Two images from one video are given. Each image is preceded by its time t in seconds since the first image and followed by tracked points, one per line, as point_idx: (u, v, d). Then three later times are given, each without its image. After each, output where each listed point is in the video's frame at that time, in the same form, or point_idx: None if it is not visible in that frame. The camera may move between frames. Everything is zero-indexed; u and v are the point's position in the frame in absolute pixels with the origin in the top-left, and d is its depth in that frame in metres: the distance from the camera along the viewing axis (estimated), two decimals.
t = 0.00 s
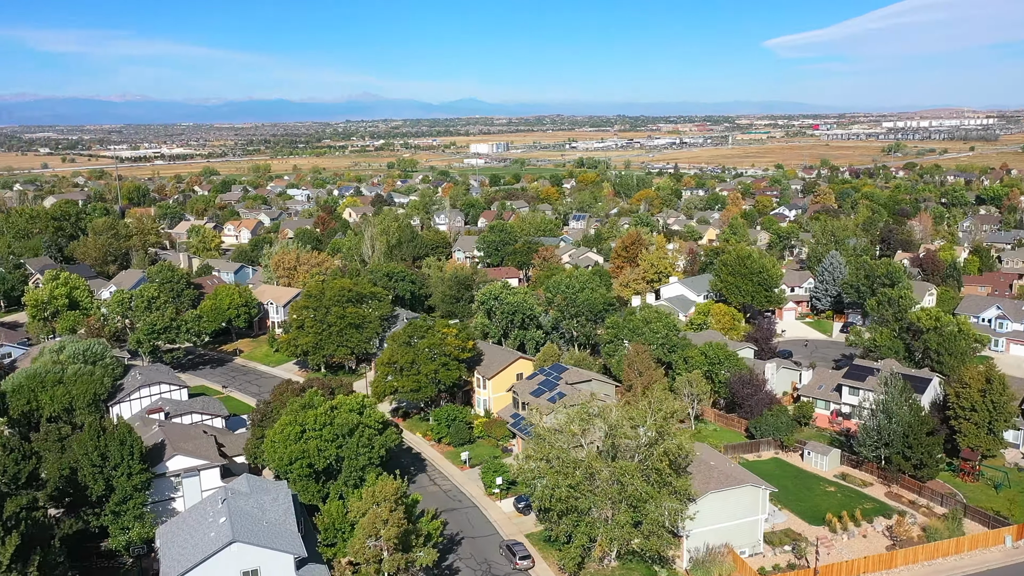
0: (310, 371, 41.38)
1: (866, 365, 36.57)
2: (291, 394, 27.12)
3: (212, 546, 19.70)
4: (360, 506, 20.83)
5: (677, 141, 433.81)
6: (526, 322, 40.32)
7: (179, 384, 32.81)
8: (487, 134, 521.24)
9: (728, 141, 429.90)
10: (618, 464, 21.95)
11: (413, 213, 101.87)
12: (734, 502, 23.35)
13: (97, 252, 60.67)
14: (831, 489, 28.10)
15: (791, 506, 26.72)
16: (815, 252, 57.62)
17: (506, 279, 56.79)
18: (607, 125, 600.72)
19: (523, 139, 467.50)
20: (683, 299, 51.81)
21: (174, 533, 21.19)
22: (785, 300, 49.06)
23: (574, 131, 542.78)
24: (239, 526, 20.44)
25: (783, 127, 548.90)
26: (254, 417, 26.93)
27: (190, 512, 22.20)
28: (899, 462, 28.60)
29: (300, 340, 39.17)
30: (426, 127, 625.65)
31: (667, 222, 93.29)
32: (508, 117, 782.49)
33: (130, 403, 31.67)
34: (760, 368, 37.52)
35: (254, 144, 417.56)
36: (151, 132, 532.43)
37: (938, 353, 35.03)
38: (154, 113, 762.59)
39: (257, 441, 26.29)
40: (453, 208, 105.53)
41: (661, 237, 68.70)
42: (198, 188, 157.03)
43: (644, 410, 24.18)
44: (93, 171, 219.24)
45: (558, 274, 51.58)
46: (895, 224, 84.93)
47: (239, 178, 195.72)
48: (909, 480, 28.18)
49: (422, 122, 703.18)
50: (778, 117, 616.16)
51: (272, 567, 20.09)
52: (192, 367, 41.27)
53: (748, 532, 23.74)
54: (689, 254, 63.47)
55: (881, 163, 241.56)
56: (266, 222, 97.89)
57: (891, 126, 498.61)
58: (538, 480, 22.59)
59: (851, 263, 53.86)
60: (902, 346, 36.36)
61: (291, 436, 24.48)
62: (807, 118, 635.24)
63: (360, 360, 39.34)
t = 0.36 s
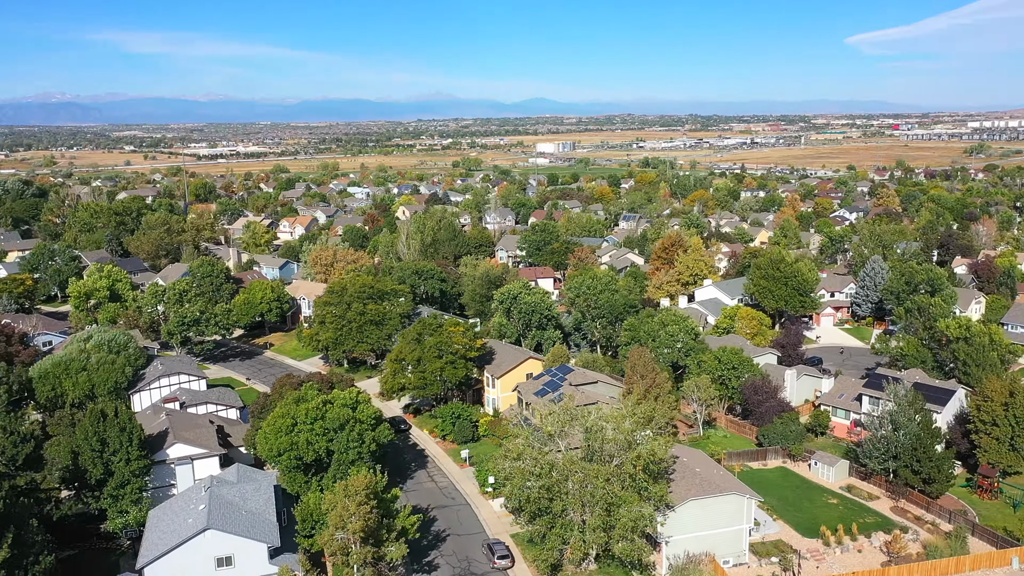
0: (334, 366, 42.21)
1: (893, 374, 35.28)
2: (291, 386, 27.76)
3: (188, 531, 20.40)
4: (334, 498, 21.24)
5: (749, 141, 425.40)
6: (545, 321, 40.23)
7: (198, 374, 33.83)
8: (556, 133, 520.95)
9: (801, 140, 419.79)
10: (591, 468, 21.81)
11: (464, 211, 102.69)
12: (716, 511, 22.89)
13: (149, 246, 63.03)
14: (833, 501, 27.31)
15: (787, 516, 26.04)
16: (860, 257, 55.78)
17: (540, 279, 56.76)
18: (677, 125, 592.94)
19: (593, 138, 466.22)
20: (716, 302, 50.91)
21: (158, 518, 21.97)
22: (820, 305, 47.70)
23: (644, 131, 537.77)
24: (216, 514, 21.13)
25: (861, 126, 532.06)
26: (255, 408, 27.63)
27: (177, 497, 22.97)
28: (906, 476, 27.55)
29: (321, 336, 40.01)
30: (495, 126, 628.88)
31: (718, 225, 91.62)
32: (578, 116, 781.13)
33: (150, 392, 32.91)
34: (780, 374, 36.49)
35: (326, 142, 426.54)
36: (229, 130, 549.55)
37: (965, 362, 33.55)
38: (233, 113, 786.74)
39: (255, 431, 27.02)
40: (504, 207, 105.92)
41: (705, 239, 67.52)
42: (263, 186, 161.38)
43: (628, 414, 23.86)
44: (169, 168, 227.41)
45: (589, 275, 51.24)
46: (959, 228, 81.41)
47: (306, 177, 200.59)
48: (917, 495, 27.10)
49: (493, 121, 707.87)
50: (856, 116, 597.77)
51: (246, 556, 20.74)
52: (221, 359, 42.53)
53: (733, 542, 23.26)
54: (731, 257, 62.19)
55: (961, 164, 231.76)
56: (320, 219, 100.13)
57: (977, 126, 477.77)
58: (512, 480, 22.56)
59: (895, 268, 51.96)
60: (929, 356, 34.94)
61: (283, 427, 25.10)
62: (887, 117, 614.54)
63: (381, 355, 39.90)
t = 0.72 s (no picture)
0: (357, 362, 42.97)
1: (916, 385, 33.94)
2: (289, 380, 28.32)
3: (167, 518, 21.15)
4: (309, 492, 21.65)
5: (823, 141, 413.92)
6: (562, 322, 40.07)
7: (216, 367, 34.88)
8: (623, 133, 516.80)
9: (878, 141, 406.25)
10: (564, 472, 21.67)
11: (515, 211, 102.83)
12: (694, 519, 22.49)
13: (198, 241, 65.17)
14: (833, 514, 26.48)
15: (780, 528, 25.37)
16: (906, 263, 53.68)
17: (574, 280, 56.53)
18: (749, 125, 581.11)
19: (661, 138, 460.59)
20: (750, 306, 49.80)
21: (146, 505, 22.80)
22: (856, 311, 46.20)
23: (714, 131, 528.53)
24: (198, 503, 21.80)
25: (944, 127, 511.16)
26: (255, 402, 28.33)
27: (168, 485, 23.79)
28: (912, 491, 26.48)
29: (342, 332, 40.77)
30: (563, 126, 627.58)
31: (772, 228, 89.48)
32: (648, 116, 772.56)
33: (170, 382, 34.10)
34: (799, 382, 35.49)
35: (395, 142, 433.02)
36: (303, 130, 562.93)
37: (992, 375, 31.98)
38: (309, 113, 806.18)
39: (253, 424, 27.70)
40: (556, 207, 105.63)
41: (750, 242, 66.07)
42: (326, 185, 165.00)
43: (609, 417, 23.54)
44: (242, 167, 234.26)
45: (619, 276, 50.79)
46: None
47: (371, 176, 204.00)
48: (922, 511, 26.00)
49: (562, 121, 706.57)
50: (938, 116, 575.16)
51: (223, 544, 21.34)
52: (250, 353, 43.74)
53: (714, 552, 22.79)
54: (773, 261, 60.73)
55: None
56: (374, 218, 101.76)
57: None
58: (487, 481, 22.56)
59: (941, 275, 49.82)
60: (956, 367, 33.42)
61: (276, 420, 25.69)
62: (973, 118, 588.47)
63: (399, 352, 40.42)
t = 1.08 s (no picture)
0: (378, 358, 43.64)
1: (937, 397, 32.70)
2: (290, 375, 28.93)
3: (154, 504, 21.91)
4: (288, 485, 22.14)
5: (896, 142, 400.40)
6: (578, 323, 39.91)
7: (235, 361, 35.87)
8: (689, 133, 510.26)
9: (955, 142, 390.92)
10: (537, 474, 21.64)
11: (563, 212, 102.70)
12: (672, 526, 22.20)
13: (244, 238, 67.07)
14: (830, 527, 25.74)
15: (770, 539, 24.84)
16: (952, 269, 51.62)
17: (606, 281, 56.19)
18: (820, 126, 566.50)
19: (728, 138, 453.24)
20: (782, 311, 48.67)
21: (138, 492, 23.62)
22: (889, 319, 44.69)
23: (783, 131, 517.15)
24: (184, 492, 22.51)
25: None
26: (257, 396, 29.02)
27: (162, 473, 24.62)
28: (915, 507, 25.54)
29: (362, 329, 41.47)
30: (629, 126, 622.74)
31: (823, 233, 87.17)
32: (716, 116, 760.77)
33: (190, 375, 35.23)
34: (816, 391, 34.53)
35: (459, 142, 436.92)
36: (370, 130, 572.50)
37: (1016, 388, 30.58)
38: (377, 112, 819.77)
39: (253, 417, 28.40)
40: (604, 208, 104.99)
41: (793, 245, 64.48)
42: (384, 183, 167.66)
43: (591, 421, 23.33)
44: (309, 165, 239.78)
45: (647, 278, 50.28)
46: None
47: (430, 176, 206.30)
48: (924, 528, 25.02)
49: (628, 121, 701.30)
50: (1023, 116, 549.86)
51: (205, 532, 22.01)
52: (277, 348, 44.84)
53: (693, 560, 22.44)
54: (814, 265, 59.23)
55: None
56: (422, 216, 102.95)
57: None
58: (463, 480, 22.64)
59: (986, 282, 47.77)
60: (980, 380, 32.03)
61: (272, 414, 26.33)
62: None
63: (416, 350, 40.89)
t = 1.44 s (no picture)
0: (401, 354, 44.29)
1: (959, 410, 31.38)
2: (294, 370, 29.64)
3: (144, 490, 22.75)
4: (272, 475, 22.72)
5: (981, 144, 383.60)
6: (596, 325, 39.68)
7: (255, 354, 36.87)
8: (760, 134, 499.48)
9: None
10: (509, 474, 21.68)
11: (614, 212, 101.96)
12: (647, 532, 21.93)
13: (289, 235, 68.72)
14: (824, 539, 24.99)
15: (759, 549, 24.22)
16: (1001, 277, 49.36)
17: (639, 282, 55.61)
18: (899, 126, 547.23)
19: (800, 138, 441.98)
20: (816, 317, 47.33)
21: (134, 479, 24.53)
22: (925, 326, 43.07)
23: (859, 131, 501.19)
24: (174, 479, 23.26)
25: None
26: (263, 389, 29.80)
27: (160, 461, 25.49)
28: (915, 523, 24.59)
29: (384, 325, 42.16)
30: (698, 125, 613.30)
31: (881, 237, 84.31)
32: (790, 116, 742.52)
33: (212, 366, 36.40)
34: (833, 400, 33.53)
35: (526, 142, 437.94)
36: (438, 129, 578.32)
37: None
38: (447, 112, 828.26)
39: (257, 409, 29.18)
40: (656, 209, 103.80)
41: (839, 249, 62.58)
42: (444, 183, 169.21)
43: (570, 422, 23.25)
44: (374, 164, 244.11)
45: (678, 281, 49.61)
46: None
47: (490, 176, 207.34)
48: (923, 545, 24.06)
49: (698, 121, 690.85)
50: None
51: (190, 519, 22.72)
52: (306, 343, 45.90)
53: (669, 567, 22.12)
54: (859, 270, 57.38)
55: None
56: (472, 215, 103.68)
57: None
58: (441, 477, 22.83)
59: None
60: (1005, 394, 30.63)
61: (269, 407, 27.03)
62: None
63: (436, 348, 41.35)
